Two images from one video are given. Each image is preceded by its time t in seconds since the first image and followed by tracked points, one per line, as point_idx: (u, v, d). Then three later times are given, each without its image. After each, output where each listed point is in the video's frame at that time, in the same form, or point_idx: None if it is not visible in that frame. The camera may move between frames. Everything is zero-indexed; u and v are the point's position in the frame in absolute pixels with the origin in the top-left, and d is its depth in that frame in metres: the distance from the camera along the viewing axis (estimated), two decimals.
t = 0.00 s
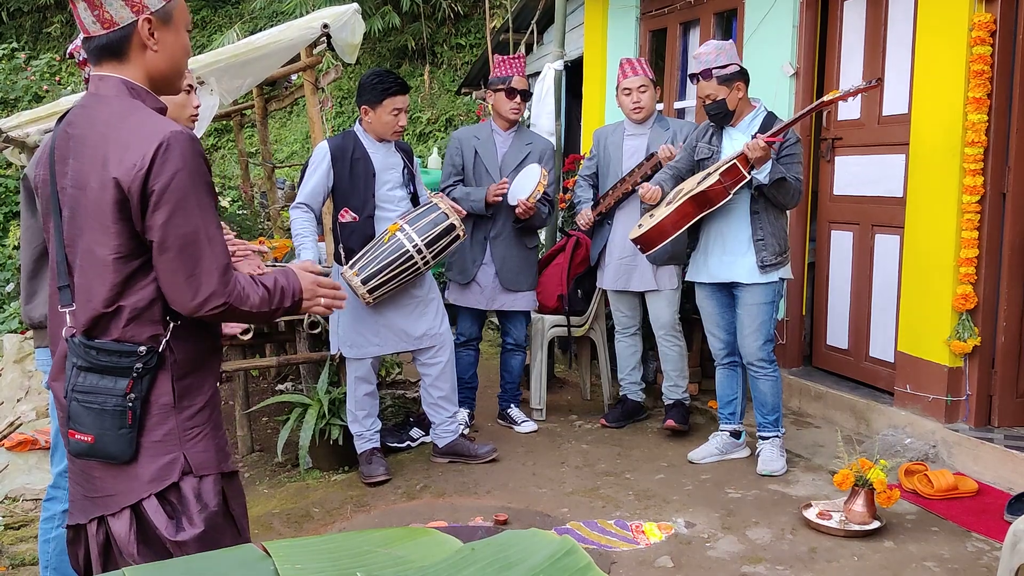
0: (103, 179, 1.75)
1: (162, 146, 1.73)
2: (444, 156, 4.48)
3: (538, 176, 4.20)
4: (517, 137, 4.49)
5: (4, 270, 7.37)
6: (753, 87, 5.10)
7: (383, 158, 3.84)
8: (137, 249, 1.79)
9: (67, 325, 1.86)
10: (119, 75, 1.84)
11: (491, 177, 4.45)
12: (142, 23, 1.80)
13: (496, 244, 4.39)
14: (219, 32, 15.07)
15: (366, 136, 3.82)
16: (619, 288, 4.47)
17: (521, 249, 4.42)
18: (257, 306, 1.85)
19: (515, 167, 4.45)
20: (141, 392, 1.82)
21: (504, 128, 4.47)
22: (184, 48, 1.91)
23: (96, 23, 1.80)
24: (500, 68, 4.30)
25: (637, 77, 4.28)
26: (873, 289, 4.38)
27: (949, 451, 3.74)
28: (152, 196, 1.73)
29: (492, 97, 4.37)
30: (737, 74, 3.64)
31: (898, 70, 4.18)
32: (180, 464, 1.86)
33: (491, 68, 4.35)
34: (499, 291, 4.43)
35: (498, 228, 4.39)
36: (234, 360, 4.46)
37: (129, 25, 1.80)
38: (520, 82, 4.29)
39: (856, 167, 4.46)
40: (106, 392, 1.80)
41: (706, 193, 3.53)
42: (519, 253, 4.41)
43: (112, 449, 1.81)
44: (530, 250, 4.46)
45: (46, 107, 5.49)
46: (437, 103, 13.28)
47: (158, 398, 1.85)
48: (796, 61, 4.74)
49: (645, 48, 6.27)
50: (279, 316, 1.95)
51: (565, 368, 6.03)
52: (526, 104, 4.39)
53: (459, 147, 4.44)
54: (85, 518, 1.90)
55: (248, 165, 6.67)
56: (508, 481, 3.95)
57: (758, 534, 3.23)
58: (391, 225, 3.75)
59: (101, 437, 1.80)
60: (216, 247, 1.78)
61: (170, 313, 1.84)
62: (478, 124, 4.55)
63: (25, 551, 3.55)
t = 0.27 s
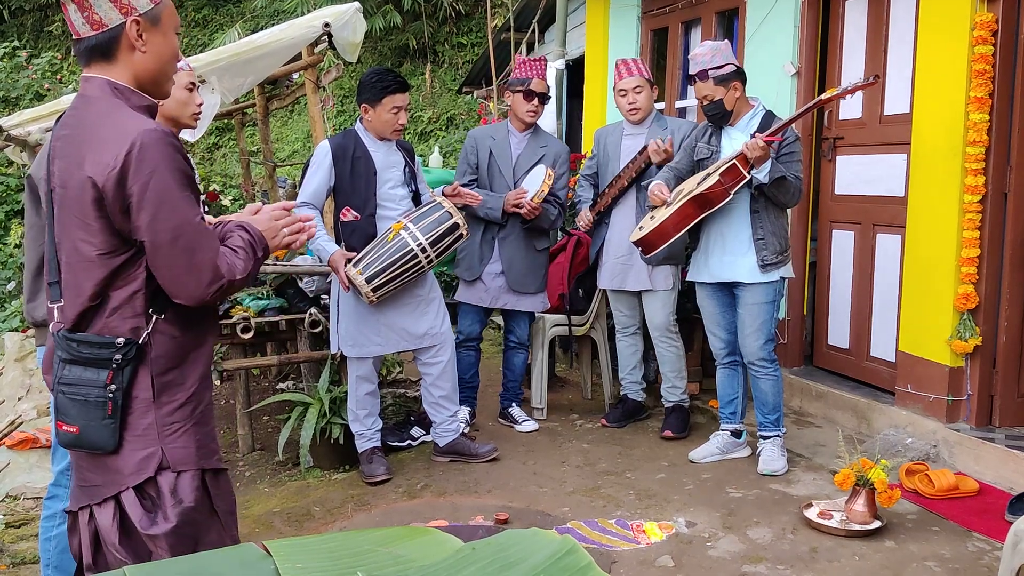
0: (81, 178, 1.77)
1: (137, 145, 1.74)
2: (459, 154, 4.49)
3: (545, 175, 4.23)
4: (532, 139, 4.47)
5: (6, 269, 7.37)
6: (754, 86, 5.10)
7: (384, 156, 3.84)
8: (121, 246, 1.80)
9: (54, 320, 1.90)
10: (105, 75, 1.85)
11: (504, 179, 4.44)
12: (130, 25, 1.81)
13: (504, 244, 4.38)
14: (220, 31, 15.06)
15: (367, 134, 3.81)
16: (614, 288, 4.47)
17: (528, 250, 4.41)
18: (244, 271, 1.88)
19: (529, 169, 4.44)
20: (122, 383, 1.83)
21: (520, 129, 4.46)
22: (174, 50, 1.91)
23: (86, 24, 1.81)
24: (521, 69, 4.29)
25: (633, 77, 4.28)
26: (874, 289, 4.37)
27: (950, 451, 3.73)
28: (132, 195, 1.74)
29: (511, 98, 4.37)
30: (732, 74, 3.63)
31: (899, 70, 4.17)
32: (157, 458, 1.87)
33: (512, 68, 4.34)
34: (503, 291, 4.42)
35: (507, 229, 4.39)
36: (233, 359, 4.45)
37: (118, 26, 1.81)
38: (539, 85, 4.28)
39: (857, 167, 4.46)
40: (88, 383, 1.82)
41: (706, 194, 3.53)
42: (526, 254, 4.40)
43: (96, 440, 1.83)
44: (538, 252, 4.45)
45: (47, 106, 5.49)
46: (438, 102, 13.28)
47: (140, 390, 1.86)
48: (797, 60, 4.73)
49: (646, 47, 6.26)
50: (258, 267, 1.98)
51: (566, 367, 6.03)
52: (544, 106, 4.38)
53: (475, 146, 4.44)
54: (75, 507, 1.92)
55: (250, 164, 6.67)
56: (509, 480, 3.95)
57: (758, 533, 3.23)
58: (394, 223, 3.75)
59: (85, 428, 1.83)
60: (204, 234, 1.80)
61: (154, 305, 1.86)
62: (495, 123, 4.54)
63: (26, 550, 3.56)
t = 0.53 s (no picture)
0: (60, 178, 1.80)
1: (109, 146, 1.75)
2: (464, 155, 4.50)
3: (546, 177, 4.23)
4: (536, 140, 4.46)
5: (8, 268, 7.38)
6: (756, 86, 5.10)
7: (386, 157, 3.84)
8: (99, 246, 1.81)
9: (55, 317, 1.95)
10: (102, 78, 1.86)
11: (508, 180, 4.43)
12: (121, 26, 1.82)
13: (508, 245, 4.38)
14: (221, 31, 15.06)
15: (370, 135, 3.81)
16: (611, 288, 4.47)
17: (532, 250, 4.41)
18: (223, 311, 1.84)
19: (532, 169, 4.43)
20: (108, 384, 1.84)
21: (524, 129, 4.45)
22: (172, 43, 1.91)
23: (79, 31, 1.83)
24: (528, 69, 4.29)
25: (631, 77, 4.27)
26: (876, 289, 4.37)
27: (951, 451, 3.73)
28: (99, 196, 1.75)
29: (517, 98, 4.36)
30: (733, 74, 3.63)
31: (901, 69, 4.17)
32: (147, 458, 1.86)
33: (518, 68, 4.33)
34: (507, 291, 4.42)
35: (511, 230, 4.38)
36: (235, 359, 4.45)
37: (110, 29, 1.82)
38: (545, 86, 4.28)
39: (858, 167, 4.46)
40: (77, 382, 1.84)
41: (709, 195, 3.53)
42: (530, 255, 4.39)
43: (83, 438, 1.85)
44: (542, 253, 4.45)
45: (49, 105, 5.50)
46: (440, 101, 13.29)
47: (128, 390, 1.87)
48: (799, 60, 4.73)
49: (648, 47, 6.26)
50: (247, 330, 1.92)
51: (567, 367, 6.03)
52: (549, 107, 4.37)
53: (480, 147, 4.45)
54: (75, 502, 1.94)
55: (252, 163, 6.67)
56: (510, 480, 3.95)
57: (760, 534, 3.23)
58: (396, 224, 3.75)
59: (75, 426, 1.85)
60: (165, 246, 1.76)
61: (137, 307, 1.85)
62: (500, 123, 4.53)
63: (28, 550, 3.56)
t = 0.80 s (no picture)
0: (65, 175, 1.79)
1: (114, 141, 1.75)
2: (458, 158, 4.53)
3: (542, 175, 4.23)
4: (527, 137, 4.45)
5: (9, 267, 7.39)
6: (756, 85, 5.09)
7: (386, 157, 3.83)
8: (104, 242, 1.81)
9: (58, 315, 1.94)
10: (105, 76, 1.86)
11: (502, 179, 4.43)
12: (125, 24, 1.82)
13: (508, 244, 4.38)
14: (222, 29, 15.06)
15: (371, 134, 3.81)
16: (612, 287, 4.46)
17: (532, 248, 4.40)
18: (229, 296, 1.83)
19: (525, 167, 4.42)
20: (113, 381, 1.84)
21: (514, 127, 4.45)
22: (175, 41, 1.91)
23: (83, 30, 1.83)
24: (511, 67, 4.31)
25: (631, 75, 4.27)
26: (876, 289, 4.37)
27: (952, 451, 3.73)
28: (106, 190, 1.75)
29: (503, 97, 4.38)
30: (737, 73, 3.64)
31: (903, 69, 4.16)
32: (150, 456, 1.86)
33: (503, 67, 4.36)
34: (508, 290, 4.42)
35: (510, 230, 4.38)
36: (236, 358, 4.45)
37: (113, 27, 1.82)
38: (528, 82, 4.29)
39: (859, 166, 4.45)
40: (81, 379, 1.84)
41: (711, 195, 3.53)
42: (530, 253, 4.39)
43: (87, 436, 1.85)
44: (544, 251, 4.43)
45: (49, 103, 5.49)
46: (441, 100, 13.28)
47: (132, 388, 1.87)
48: (800, 59, 4.73)
49: (649, 46, 6.25)
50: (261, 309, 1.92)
51: (568, 366, 6.02)
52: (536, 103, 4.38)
53: (471, 148, 4.47)
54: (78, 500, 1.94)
55: (252, 162, 6.68)
56: (511, 479, 3.94)
57: (760, 533, 3.22)
58: (395, 223, 3.74)
59: (78, 423, 1.85)
60: (175, 238, 1.76)
61: (144, 305, 1.85)
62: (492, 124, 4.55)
63: (28, 548, 3.56)
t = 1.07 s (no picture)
0: (85, 172, 1.79)
1: (138, 139, 1.75)
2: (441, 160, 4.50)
3: (534, 170, 4.25)
4: (511, 133, 4.47)
5: (11, 264, 7.40)
6: (758, 84, 5.09)
7: (386, 155, 3.83)
8: (125, 239, 1.82)
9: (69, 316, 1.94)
10: (116, 70, 1.86)
11: (490, 177, 4.43)
12: (140, 17, 1.83)
13: (502, 241, 4.38)
14: (224, 28, 15.06)
15: (370, 132, 3.81)
16: (615, 286, 4.46)
17: (527, 243, 4.40)
18: (252, 271, 1.88)
19: (511, 163, 4.44)
20: (132, 379, 1.85)
21: (497, 125, 4.46)
22: (185, 39, 1.92)
23: (97, 21, 1.82)
24: (487, 65, 4.30)
25: (632, 74, 4.26)
26: (877, 288, 4.36)
27: (953, 450, 3.73)
28: (133, 188, 1.75)
29: (482, 96, 4.38)
30: (740, 71, 3.64)
31: (904, 68, 4.15)
32: (168, 456, 1.87)
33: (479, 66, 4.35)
34: (505, 288, 4.41)
35: (503, 226, 4.38)
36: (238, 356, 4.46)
37: (128, 20, 1.83)
38: (506, 79, 4.28)
39: (861, 165, 4.45)
40: (98, 378, 1.84)
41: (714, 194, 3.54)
42: (526, 249, 4.40)
43: (106, 436, 1.84)
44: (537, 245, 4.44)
45: (51, 101, 5.49)
46: (442, 99, 13.27)
47: (150, 386, 1.87)
48: (801, 58, 4.72)
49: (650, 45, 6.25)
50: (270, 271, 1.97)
51: (569, 365, 6.03)
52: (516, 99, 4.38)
53: (454, 149, 4.44)
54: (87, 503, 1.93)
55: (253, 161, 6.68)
56: (512, 478, 3.95)
57: (760, 532, 3.23)
58: (396, 222, 3.74)
59: (95, 423, 1.85)
60: (207, 230, 1.79)
61: (164, 301, 1.86)
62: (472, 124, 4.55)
63: (29, 546, 3.57)
